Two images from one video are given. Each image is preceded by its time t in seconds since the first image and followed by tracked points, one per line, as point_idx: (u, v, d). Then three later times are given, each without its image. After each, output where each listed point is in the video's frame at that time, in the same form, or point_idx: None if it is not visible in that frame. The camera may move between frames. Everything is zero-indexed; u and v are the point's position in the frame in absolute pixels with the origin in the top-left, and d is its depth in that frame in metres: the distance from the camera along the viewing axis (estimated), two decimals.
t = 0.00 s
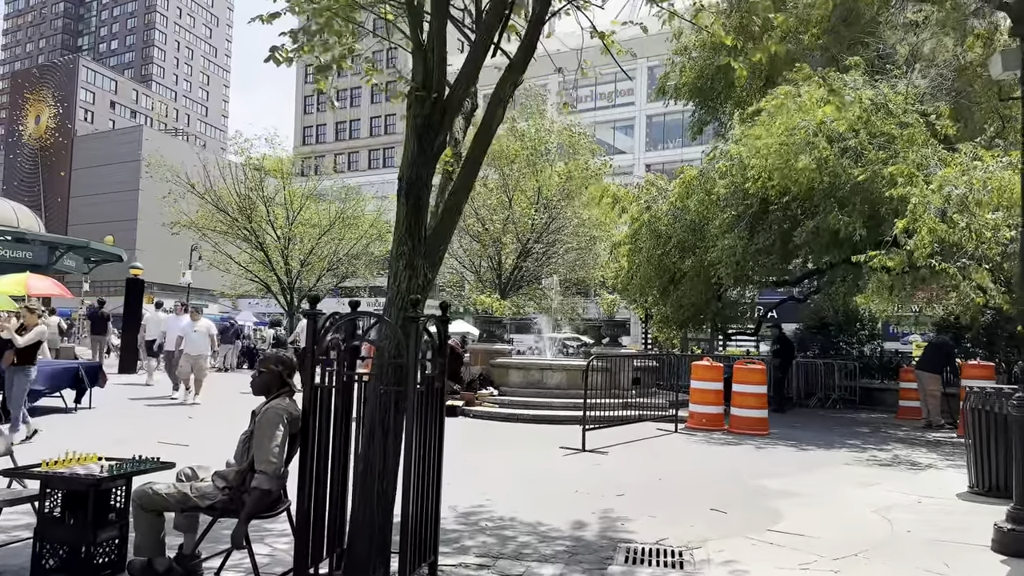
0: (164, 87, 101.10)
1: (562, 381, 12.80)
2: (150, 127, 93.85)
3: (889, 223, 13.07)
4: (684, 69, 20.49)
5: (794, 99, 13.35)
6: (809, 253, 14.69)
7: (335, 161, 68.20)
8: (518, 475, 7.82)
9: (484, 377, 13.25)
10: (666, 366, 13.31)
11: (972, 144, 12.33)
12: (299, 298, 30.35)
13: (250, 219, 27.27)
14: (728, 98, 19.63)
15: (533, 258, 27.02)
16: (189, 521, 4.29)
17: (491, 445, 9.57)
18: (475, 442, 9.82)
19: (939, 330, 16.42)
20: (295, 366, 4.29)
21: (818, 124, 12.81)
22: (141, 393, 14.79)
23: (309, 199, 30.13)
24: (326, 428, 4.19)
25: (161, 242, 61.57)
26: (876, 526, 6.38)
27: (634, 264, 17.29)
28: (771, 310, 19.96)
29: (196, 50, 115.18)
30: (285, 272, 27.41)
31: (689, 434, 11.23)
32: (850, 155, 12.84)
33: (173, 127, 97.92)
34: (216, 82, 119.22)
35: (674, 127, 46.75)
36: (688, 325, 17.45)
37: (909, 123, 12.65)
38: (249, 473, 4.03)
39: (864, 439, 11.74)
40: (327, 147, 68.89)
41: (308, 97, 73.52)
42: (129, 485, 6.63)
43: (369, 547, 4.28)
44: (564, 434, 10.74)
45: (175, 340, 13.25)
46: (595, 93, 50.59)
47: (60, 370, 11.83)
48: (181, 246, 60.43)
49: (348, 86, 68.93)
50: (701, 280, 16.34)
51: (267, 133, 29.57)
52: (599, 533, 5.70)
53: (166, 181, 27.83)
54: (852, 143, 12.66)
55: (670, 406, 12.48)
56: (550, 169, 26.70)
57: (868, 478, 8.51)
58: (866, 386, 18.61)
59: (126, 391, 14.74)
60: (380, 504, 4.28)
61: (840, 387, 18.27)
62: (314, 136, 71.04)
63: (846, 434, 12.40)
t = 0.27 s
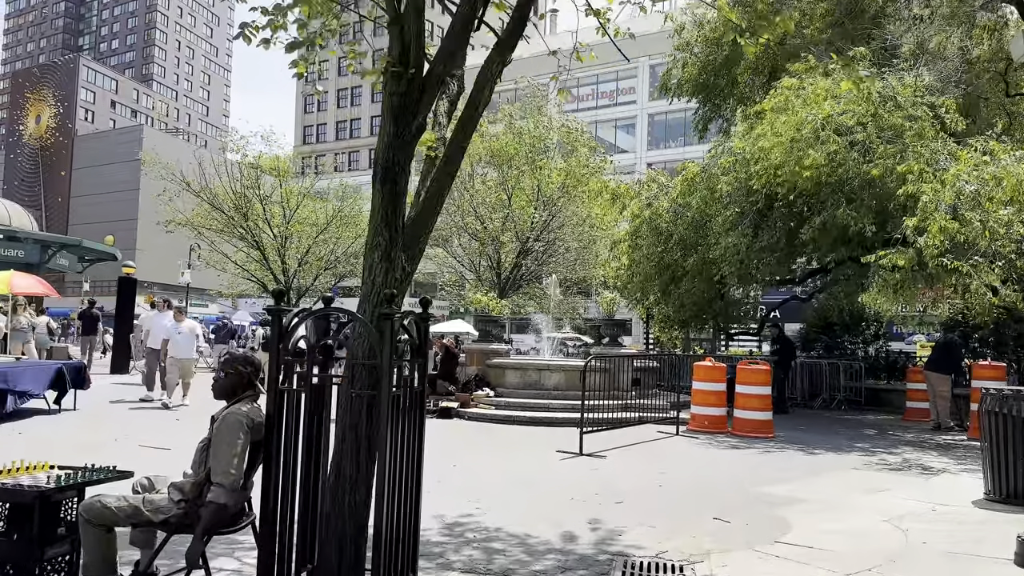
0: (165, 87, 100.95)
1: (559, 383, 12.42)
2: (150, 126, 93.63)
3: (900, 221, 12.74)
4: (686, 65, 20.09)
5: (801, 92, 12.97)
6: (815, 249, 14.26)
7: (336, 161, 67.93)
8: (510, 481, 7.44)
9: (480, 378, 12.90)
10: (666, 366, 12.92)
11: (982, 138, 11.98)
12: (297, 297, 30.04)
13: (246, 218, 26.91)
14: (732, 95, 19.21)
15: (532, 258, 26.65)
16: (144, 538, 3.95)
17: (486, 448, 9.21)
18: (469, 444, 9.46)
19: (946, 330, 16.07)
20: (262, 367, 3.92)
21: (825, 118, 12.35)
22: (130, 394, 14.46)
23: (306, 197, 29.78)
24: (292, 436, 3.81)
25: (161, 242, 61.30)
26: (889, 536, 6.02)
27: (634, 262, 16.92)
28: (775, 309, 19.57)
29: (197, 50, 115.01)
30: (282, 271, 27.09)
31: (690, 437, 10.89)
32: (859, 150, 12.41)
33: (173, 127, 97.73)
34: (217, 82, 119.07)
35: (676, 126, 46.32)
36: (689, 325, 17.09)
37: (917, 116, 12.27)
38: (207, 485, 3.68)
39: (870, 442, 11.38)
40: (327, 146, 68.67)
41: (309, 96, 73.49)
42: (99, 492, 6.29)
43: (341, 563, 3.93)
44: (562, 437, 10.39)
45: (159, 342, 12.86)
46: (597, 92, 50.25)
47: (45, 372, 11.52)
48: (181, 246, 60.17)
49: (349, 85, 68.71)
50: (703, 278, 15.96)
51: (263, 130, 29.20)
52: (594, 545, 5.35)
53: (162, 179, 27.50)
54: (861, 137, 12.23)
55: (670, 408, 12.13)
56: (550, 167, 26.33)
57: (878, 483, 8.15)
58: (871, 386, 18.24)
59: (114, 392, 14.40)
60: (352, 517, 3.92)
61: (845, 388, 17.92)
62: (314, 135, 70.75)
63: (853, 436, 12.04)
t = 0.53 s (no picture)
0: (165, 86, 100.72)
1: (558, 384, 12.03)
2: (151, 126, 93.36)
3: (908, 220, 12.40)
4: (688, 61, 19.68)
5: (807, 85, 12.55)
6: (821, 246, 13.87)
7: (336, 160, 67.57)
8: (503, 489, 7.07)
9: (476, 380, 12.51)
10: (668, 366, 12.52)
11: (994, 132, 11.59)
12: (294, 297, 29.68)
13: (242, 216, 26.54)
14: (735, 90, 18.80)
15: (532, 258, 26.25)
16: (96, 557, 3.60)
17: (479, 454, 8.83)
18: (462, 450, 9.06)
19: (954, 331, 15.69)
20: (220, 371, 3.54)
21: (832, 112, 11.92)
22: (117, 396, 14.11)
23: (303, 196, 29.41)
24: (252, 448, 3.44)
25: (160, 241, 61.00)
26: (904, 549, 5.64)
27: (635, 261, 16.52)
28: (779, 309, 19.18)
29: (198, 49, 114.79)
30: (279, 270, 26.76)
31: (693, 441, 10.51)
32: (869, 145, 11.97)
33: (174, 126, 97.50)
34: (218, 81, 118.85)
35: (678, 125, 45.86)
36: (690, 323, 16.80)
37: (927, 109, 11.87)
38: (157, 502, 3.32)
39: (880, 446, 10.98)
40: (327, 145, 68.38)
41: (309, 96, 73.12)
42: (64, 503, 5.92)
43: None
44: (559, 440, 10.00)
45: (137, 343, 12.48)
46: (598, 91, 49.84)
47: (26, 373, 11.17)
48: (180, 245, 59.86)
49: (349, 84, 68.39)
50: (707, 277, 15.58)
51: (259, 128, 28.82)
52: (588, 561, 4.98)
53: (157, 177, 27.15)
54: (870, 131, 11.78)
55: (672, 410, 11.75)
56: (550, 165, 25.93)
57: (889, 490, 7.75)
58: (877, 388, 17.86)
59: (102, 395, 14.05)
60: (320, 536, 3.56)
61: (851, 390, 17.56)
62: (314, 134, 70.42)
63: (861, 439, 11.64)
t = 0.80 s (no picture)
0: (165, 86, 100.62)
1: (553, 386, 11.70)
2: (149, 125, 93.12)
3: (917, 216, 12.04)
4: (688, 57, 19.35)
5: (811, 78, 12.18)
6: (825, 245, 13.56)
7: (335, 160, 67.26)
8: (493, 497, 6.73)
9: (470, 381, 12.16)
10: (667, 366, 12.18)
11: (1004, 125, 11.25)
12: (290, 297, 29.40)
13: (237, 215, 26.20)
14: (736, 87, 18.45)
15: (530, 257, 25.90)
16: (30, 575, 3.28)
17: (471, 459, 8.48)
18: (452, 455, 8.72)
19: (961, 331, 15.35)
20: (168, 374, 3.20)
21: (837, 106, 11.55)
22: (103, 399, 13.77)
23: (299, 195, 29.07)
24: (200, 460, 3.11)
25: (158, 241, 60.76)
26: (916, 563, 5.30)
27: (634, 260, 16.22)
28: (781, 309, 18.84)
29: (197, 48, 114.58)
30: (275, 269, 26.48)
31: (693, 445, 10.18)
32: (874, 140, 11.60)
33: (173, 126, 97.28)
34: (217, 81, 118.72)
35: (679, 124, 45.53)
36: (691, 323, 16.50)
37: (934, 103, 11.53)
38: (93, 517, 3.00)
39: (886, 450, 10.64)
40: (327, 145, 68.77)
41: (308, 95, 72.83)
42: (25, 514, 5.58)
43: None
44: (555, 444, 9.66)
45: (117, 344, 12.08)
46: (598, 90, 49.52)
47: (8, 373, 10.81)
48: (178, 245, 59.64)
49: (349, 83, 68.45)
50: (708, 277, 15.27)
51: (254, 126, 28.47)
52: None
53: (151, 175, 26.84)
54: (875, 125, 11.38)
55: (671, 412, 11.42)
56: (549, 163, 25.59)
57: (898, 498, 7.42)
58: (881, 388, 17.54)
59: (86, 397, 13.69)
60: (276, 557, 3.22)
61: (854, 391, 17.26)
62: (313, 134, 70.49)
63: (867, 443, 11.30)
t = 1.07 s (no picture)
0: (164, 85, 100.34)
1: (549, 388, 11.34)
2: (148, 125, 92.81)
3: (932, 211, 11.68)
4: (688, 53, 18.99)
5: (815, 70, 11.81)
6: (830, 243, 13.22)
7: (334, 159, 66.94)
8: (483, 508, 6.39)
9: (464, 384, 11.79)
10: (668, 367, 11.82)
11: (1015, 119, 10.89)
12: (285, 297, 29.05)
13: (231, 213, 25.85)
14: (738, 83, 18.08)
15: (529, 257, 25.55)
16: None
17: (461, 467, 8.13)
18: (443, 462, 8.36)
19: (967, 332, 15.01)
20: (103, 382, 2.85)
21: (842, 99, 11.19)
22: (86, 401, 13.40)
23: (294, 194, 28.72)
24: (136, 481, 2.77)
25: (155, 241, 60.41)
26: None
27: (633, 259, 15.87)
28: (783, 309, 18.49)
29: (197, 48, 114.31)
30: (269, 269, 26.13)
31: (692, 450, 9.82)
32: (880, 133, 11.24)
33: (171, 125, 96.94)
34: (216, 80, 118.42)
35: (679, 123, 45.16)
36: (691, 323, 16.16)
37: (942, 96, 11.18)
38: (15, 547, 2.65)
39: (893, 455, 10.29)
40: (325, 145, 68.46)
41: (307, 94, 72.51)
42: None
43: None
44: (550, 449, 9.31)
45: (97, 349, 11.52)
46: (598, 89, 49.17)
47: None
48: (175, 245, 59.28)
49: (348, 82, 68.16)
50: (708, 276, 14.91)
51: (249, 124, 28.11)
52: None
53: (144, 173, 26.48)
54: (880, 120, 11.02)
55: (671, 415, 11.06)
56: (547, 161, 25.23)
57: (907, 508, 7.07)
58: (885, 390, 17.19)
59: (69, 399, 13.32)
60: None
61: (858, 393, 16.90)
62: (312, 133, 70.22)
63: (873, 447, 10.94)
